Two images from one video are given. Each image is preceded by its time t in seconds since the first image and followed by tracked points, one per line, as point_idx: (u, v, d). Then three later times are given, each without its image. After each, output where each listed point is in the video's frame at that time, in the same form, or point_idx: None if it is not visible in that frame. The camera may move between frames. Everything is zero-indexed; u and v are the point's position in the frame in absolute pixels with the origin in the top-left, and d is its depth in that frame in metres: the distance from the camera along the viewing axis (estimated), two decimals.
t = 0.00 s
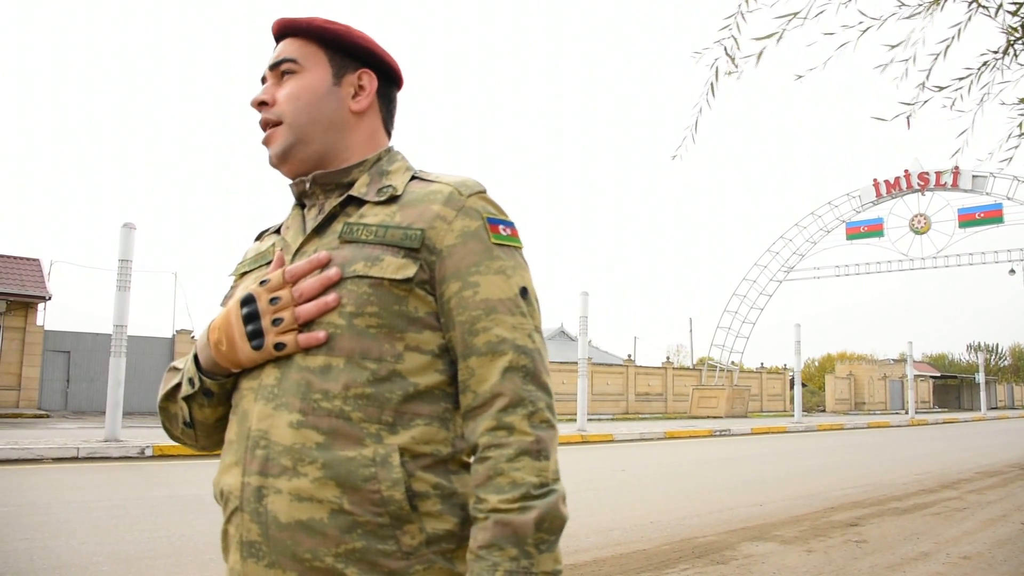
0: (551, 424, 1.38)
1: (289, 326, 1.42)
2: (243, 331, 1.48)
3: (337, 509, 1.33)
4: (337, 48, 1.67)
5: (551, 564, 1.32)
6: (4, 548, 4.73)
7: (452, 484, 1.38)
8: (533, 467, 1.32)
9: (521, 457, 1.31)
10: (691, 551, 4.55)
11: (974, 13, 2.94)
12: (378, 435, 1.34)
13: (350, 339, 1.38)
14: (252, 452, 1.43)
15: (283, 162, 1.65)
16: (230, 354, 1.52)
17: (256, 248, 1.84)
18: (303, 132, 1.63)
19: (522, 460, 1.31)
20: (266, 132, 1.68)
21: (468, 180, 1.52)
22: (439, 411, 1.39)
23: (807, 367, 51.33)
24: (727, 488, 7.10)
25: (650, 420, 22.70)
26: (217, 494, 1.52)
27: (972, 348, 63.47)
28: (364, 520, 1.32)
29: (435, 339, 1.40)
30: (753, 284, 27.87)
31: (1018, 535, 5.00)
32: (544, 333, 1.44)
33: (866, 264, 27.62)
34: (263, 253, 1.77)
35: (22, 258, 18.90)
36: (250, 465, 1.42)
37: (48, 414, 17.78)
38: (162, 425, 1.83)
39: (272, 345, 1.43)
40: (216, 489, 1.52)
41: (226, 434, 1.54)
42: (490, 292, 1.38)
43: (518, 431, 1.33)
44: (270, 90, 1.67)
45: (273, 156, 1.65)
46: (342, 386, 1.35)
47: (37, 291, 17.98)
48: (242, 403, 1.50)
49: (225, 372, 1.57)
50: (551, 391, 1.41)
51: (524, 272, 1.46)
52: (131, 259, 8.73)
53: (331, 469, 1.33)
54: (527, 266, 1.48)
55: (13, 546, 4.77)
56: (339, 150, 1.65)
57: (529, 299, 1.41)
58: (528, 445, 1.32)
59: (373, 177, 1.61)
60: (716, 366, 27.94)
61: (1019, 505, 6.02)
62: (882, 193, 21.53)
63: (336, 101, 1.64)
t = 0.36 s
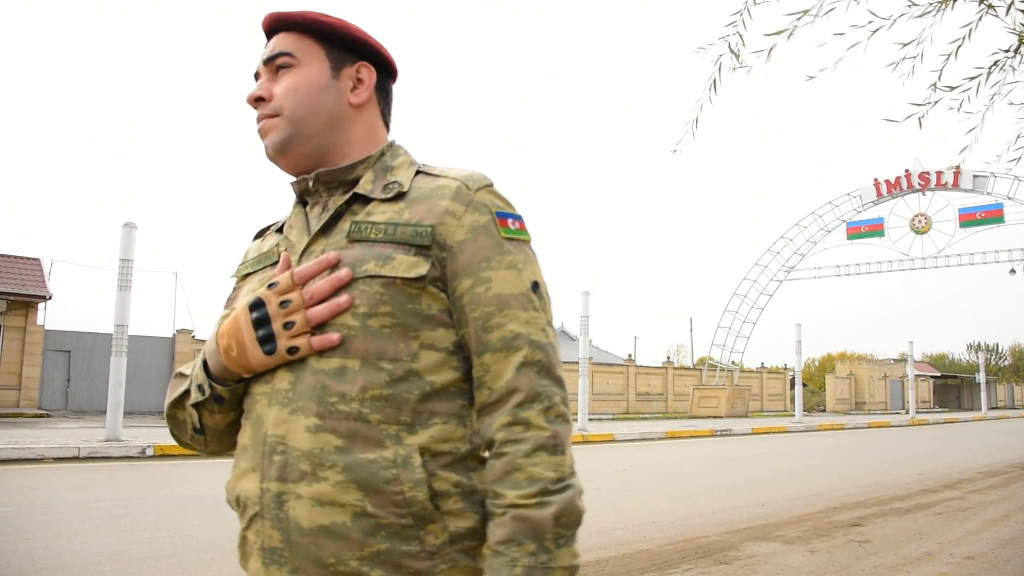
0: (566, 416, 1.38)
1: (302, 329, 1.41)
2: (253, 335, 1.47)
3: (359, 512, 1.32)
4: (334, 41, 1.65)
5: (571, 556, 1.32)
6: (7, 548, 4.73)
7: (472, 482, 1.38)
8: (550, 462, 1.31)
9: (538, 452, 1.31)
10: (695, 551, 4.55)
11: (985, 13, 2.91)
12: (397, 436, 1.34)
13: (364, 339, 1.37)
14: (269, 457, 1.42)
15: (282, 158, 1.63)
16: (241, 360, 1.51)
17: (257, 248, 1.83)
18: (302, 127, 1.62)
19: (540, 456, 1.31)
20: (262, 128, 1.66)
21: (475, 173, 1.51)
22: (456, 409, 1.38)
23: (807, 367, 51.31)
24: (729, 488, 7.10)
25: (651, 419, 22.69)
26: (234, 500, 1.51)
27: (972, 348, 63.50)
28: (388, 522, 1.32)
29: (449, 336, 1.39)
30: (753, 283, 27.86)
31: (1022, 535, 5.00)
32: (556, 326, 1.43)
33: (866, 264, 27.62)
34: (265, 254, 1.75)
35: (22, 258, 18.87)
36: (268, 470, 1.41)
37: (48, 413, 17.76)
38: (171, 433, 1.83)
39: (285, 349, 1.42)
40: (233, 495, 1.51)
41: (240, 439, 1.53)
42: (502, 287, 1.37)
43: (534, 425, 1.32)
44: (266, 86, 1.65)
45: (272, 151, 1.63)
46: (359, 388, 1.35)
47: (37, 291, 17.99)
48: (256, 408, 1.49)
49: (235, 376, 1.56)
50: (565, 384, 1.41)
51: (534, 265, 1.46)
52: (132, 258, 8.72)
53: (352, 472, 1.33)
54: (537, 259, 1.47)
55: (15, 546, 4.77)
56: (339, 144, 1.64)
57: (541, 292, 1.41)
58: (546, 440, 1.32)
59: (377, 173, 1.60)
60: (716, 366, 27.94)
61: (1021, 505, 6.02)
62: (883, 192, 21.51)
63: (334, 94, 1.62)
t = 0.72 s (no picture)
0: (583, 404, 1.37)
1: (310, 329, 1.41)
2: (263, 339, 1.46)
3: (375, 511, 1.32)
4: (332, 34, 1.64)
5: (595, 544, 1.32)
6: (8, 548, 4.71)
7: (489, 476, 1.37)
8: (569, 452, 1.31)
9: (556, 444, 1.30)
10: (698, 551, 4.54)
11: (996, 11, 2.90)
12: (411, 432, 1.33)
13: (373, 337, 1.36)
14: (282, 459, 1.41)
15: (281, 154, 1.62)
16: (250, 363, 1.50)
17: (262, 248, 1.82)
18: (300, 122, 1.60)
19: (558, 447, 1.30)
20: (261, 125, 1.65)
21: (477, 161, 1.50)
22: (469, 402, 1.38)
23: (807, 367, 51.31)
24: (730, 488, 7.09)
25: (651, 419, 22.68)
26: (249, 502, 1.51)
27: (972, 348, 63.50)
28: (403, 520, 1.32)
29: (459, 329, 1.38)
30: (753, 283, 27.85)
31: None
32: (567, 313, 1.43)
33: (866, 264, 27.60)
34: (270, 253, 1.75)
35: (23, 258, 18.86)
36: (282, 472, 1.40)
37: (49, 413, 17.74)
38: (184, 437, 1.82)
39: (295, 350, 1.42)
40: (249, 497, 1.50)
41: (252, 442, 1.52)
42: (511, 277, 1.37)
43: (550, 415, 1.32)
44: (264, 81, 1.64)
45: (271, 148, 1.63)
46: (370, 385, 1.34)
47: (37, 290, 18.00)
48: (267, 410, 1.48)
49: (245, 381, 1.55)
50: (581, 371, 1.40)
51: (542, 253, 1.45)
52: (132, 258, 8.71)
53: (367, 471, 1.32)
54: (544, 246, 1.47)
55: (17, 546, 4.76)
56: (339, 140, 1.63)
57: (551, 280, 1.40)
58: (564, 429, 1.31)
59: (379, 166, 1.59)
60: (716, 366, 27.94)
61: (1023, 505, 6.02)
62: (883, 192, 21.49)
63: (332, 88, 1.61)
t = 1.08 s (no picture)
0: (592, 398, 1.36)
1: (303, 337, 1.37)
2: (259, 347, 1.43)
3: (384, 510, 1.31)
4: (343, 32, 1.63)
5: (532, 500, 1.30)
6: (10, 548, 4.70)
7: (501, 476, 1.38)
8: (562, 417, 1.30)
9: (556, 401, 1.30)
10: (701, 551, 4.53)
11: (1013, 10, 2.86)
12: (420, 429, 1.33)
13: (383, 333, 1.36)
14: (290, 456, 1.40)
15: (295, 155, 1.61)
16: (252, 370, 1.48)
17: (276, 245, 1.81)
18: (313, 123, 1.59)
19: (557, 409, 1.29)
20: (274, 126, 1.64)
21: (490, 158, 1.51)
22: (481, 400, 1.39)
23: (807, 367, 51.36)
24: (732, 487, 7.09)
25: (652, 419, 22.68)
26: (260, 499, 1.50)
27: (972, 348, 63.55)
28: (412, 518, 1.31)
29: (473, 327, 1.39)
30: (754, 284, 27.90)
31: None
32: (584, 307, 1.42)
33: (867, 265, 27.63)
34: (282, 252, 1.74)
35: (24, 258, 18.85)
36: (290, 470, 1.40)
37: (49, 413, 17.72)
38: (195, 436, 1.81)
39: (289, 357, 1.38)
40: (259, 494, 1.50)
41: (264, 440, 1.52)
42: (526, 272, 1.37)
43: (565, 385, 1.31)
44: (277, 81, 1.64)
45: (284, 149, 1.62)
46: (379, 382, 1.34)
47: (38, 290, 18.00)
48: (277, 408, 1.48)
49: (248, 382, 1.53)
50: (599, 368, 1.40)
51: (558, 249, 1.45)
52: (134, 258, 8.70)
53: (376, 469, 1.32)
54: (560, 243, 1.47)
55: (19, 546, 4.74)
56: (351, 138, 1.62)
57: (566, 275, 1.40)
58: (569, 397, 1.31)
59: (392, 163, 1.59)
60: (717, 366, 27.95)
61: None
62: (884, 192, 21.49)
63: (344, 88, 1.60)
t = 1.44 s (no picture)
0: (594, 373, 1.39)
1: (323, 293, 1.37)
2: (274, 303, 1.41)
3: (392, 504, 1.34)
4: (368, 35, 1.66)
5: (465, 382, 1.32)
6: (16, 547, 4.72)
7: (510, 473, 1.43)
8: (535, 329, 1.33)
9: (541, 325, 1.34)
10: (703, 550, 4.56)
11: None
12: (431, 426, 1.37)
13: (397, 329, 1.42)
14: (301, 449, 1.44)
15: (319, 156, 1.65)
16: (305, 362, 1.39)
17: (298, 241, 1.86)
18: (336, 125, 1.63)
19: (540, 331, 1.33)
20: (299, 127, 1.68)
21: (509, 157, 1.58)
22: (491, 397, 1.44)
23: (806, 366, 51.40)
24: (733, 486, 7.12)
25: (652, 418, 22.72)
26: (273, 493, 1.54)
27: (970, 347, 63.61)
28: (420, 514, 1.34)
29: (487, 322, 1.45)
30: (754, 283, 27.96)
31: None
32: (600, 297, 1.46)
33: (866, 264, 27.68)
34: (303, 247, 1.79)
35: (26, 257, 18.85)
36: (301, 463, 1.43)
37: (51, 412, 17.73)
38: (204, 422, 1.83)
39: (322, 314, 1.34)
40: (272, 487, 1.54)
41: (278, 434, 1.57)
42: (537, 261, 1.40)
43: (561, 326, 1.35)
44: (302, 83, 1.67)
45: (308, 150, 1.66)
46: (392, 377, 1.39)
47: (39, 289, 18.00)
48: (291, 400, 1.52)
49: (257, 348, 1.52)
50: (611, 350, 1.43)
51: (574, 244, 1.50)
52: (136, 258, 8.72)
53: (385, 463, 1.35)
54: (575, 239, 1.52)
55: (24, 545, 4.77)
56: (375, 141, 1.65)
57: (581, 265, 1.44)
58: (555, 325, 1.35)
59: (413, 162, 1.63)
60: (717, 365, 27.98)
61: None
62: (883, 192, 21.54)
63: (367, 90, 1.63)
